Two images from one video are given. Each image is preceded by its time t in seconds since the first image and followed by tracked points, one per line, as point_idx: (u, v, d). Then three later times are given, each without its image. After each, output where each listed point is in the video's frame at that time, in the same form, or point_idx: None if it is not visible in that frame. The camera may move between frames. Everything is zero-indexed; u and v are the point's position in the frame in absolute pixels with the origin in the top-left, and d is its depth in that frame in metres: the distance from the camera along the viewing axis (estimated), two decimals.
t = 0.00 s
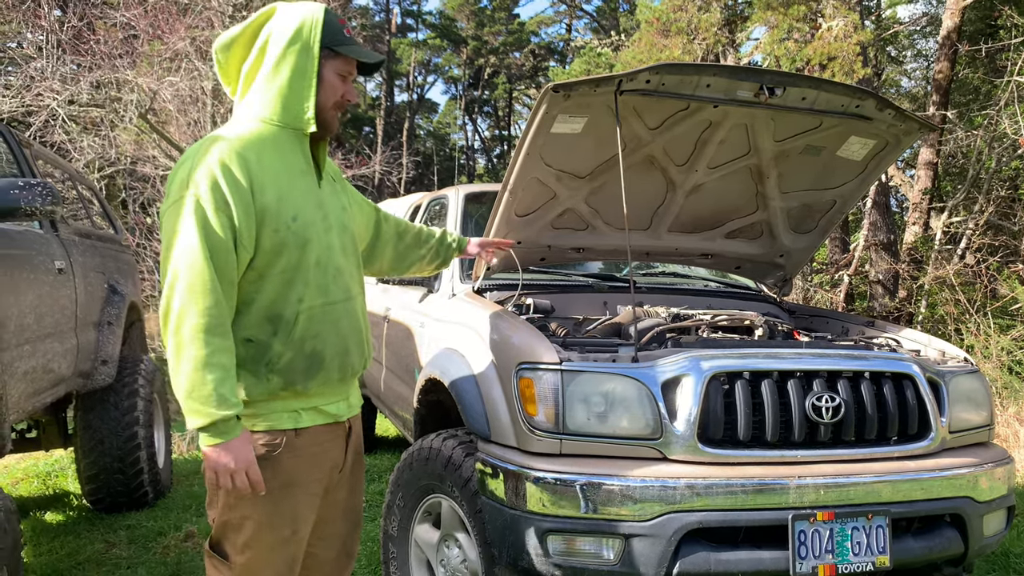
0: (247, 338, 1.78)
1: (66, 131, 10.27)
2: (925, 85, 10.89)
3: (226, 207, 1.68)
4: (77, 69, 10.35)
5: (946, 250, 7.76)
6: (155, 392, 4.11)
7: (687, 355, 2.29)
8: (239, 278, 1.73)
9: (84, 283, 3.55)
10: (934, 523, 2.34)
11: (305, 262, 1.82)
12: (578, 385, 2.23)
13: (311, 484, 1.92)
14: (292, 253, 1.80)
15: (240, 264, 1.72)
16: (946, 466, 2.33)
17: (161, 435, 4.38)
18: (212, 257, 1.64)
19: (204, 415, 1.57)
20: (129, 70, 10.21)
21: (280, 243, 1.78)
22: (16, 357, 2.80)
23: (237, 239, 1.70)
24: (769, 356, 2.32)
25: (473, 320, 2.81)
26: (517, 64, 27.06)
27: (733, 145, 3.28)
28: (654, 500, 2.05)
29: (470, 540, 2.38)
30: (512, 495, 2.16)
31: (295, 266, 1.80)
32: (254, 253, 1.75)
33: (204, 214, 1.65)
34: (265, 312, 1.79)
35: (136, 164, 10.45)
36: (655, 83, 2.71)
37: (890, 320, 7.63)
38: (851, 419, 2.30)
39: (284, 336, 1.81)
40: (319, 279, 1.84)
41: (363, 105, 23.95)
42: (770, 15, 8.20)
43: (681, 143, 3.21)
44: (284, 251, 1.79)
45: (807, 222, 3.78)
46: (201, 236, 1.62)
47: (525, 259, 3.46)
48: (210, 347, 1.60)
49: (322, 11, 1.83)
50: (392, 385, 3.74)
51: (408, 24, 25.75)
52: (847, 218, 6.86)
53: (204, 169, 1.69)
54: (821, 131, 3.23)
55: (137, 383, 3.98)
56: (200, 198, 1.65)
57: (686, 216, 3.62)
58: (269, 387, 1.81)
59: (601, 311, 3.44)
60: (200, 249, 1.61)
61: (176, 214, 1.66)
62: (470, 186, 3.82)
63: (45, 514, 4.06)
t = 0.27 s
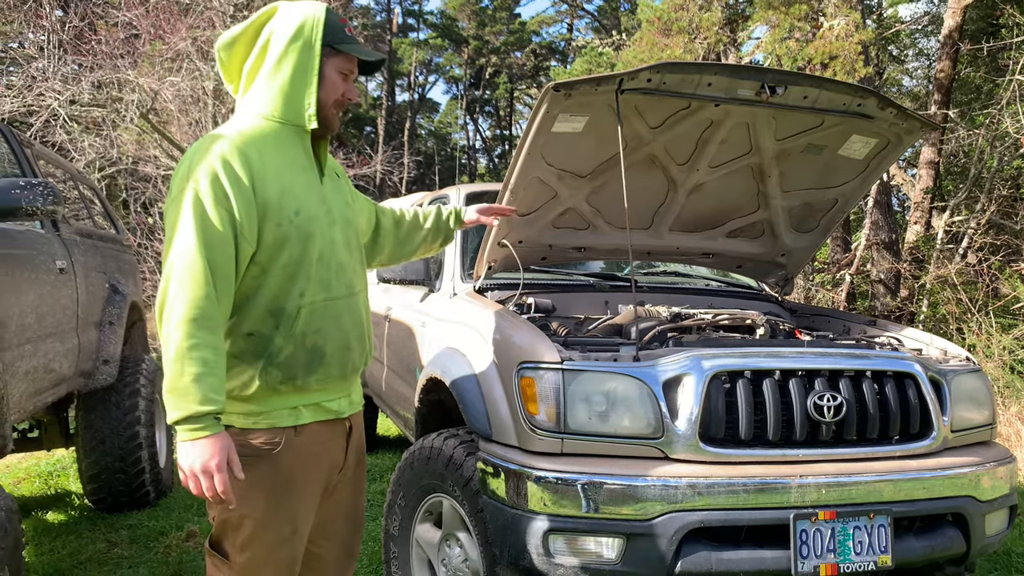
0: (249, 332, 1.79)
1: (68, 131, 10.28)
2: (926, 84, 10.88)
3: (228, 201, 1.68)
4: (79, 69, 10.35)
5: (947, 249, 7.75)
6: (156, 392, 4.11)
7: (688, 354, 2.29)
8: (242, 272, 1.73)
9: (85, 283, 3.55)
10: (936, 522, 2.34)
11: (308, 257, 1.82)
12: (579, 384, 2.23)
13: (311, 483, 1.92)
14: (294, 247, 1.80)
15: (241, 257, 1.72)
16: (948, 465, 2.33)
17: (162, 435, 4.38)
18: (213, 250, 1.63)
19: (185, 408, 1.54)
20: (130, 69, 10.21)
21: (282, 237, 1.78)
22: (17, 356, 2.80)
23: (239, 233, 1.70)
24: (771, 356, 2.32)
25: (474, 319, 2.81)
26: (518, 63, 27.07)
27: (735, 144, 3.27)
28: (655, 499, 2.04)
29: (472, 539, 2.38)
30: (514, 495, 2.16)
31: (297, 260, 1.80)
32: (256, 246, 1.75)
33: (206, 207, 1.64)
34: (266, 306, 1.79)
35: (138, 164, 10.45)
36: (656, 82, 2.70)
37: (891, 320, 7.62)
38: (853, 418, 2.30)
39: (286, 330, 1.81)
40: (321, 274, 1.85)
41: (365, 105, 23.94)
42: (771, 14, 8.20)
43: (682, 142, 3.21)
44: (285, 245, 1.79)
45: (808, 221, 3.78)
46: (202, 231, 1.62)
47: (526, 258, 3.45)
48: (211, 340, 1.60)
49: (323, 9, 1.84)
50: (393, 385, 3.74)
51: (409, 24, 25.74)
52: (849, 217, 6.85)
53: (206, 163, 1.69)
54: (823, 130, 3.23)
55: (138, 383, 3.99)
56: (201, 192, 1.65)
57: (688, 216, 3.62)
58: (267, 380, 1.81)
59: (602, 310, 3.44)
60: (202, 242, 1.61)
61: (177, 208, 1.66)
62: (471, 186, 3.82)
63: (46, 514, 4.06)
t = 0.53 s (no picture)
0: (249, 328, 1.79)
1: (68, 131, 10.28)
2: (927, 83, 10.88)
3: (227, 198, 1.68)
4: (79, 69, 10.35)
5: (948, 247, 7.75)
6: (156, 392, 4.11)
7: (688, 353, 2.28)
8: (241, 268, 1.73)
9: (85, 283, 3.55)
10: (936, 521, 2.34)
11: (307, 254, 1.81)
12: (579, 383, 2.23)
13: (311, 483, 1.92)
14: (294, 244, 1.80)
15: (240, 254, 1.72)
16: (948, 464, 2.32)
17: (163, 435, 4.38)
18: (213, 246, 1.64)
19: (196, 404, 1.56)
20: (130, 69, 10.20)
21: (281, 233, 1.78)
22: (17, 356, 2.80)
23: (238, 229, 1.70)
24: (771, 355, 2.32)
25: (474, 319, 2.81)
26: (518, 62, 27.07)
27: (735, 143, 3.27)
28: (655, 499, 2.04)
29: (472, 539, 2.37)
30: (514, 494, 2.16)
31: (297, 257, 1.80)
32: (255, 243, 1.75)
33: (203, 203, 1.65)
34: (266, 303, 1.79)
35: (138, 163, 10.45)
36: (655, 81, 2.70)
37: (892, 318, 7.62)
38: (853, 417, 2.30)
39: (286, 326, 1.81)
40: (322, 270, 1.85)
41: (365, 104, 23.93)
42: (771, 13, 8.19)
43: (682, 141, 3.20)
44: (285, 242, 1.78)
45: (809, 220, 3.78)
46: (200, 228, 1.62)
47: (526, 257, 3.45)
48: (209, 336, 1.60)
49: (326, 10, 1.84)
50: (393, 384, 3.74)
51: (409, 23, 25.73)
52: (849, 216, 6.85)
53: (204, 159, 1.69)
54: (823, 129, 3.22)
55: (138, 383, 3.99)
56: (199, 188, 1.65)
57: (688, 214, 3.62)
58: (267, 376, 1.81)
59: (602, 309, 3.44)
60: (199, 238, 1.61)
61: (176, 204, 1.66)
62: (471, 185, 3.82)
63: (47, 514, 4.06)
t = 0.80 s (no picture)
0: (251, 328, 1.79)
1: (68, 130, 10.27)
2: (928, 81, 10.87)
3: (228, 196, 1.68)
4: (79, 68, 10.34)
5: (949, 246, 7.74)
6: (157, 391, 4.11)
7: (687, 352, 2.28)
8: (241, 266, 1.73)
9: (85, 282, 3.55)
10: (936, 519, 2.34)
11: (309, 255, 1.81)
12: (579, 382, 2.23)
13: (315, 481, 1.92)
14: (294, 244, 1.80)
15: (241, 253, 1.72)
16: (948, 463, 2.32)
17: (163, 434, 4.39)
18: (214, 245, 1.64)
19: (201, 402, 1.57)
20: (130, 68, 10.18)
21: (282, 233, 1.78)
22: (18, 355, 2.80)
23: (239, 228, 1.70)
24: (771, 353, 2.32)
25: (474, 317, 2.81)
26: (518, 61, 27.07)
27: (735, 142, 3.27)
28: (655, 497, 2.04)
29: (472, 537, 2.38)
30: (514, 493, 2.16)
31: (298, 257, 1.80)
32: (256, 241, 1.75)
33: (205, 200, 1.65)
34: (267, 303, 1.79)
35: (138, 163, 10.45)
36: (655, 79, 2.70)
37: (892, 317, 7.62)
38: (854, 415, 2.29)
39: (288, 326, 1.81)
40: (324, 272, 1.84)
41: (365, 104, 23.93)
42: (771, 11, 8.18)
43: (682, 140, 3.20)
44: (286, 242, 1.78)
45: (809, 219, 3.77)
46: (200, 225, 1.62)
47: (526, 256, 3.45)
48: (206, 334, 1.60)
49: (339, 20, 1.84)
50: (394, 383, 3.74)
51: (409, 22, 25.73)
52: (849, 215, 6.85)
53: (208, 157, 1.69)
54: (823, 127, 3.22)
55: (139, 382, 3.99)
56: (201, 185, 1.65)
57: (688, 213, 3.62)
58: (271, 376, 1.81)
59: (603, 308, 3.44)
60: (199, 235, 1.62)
61: (178, 201, 1.66)
62: (471, 184, 3.82)
63: (47, 513, 4.07)
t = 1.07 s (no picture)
0: (254, 331, 1.79)
1: (71, 130, 10.29)
2: (930, 81, 10.87)
3: (228, 197, 1.69)
4: (81, 68, 10.35)
5: (951, 245, 7.74)
6: (159, 390, 4.12)
7: (690, 351, 2.28)
8: (241, 267, 1.73)
9: (88, 281, 3.55)
10: (938, 519, 2.33)
11: (308, 257, 1.81)
12: (582, 381, 2.23)
13: (324, 480, 1.93)
14: (294, 246, 1.80)
15: (241, 254, 1.72)
16: (951, 462, 2.32)
17: (166, 434, 4.39)
18: (214, 246, 1.65)
19: (200, 402, 1.57)
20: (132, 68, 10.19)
21: (281, 235, 1.78)
22: (21, 355, 2.81)
23: (239, 229, 1.70)
24: (773, 353, 2.32)
25: (478, 317, 2.80)
26: (520, 61, 27.07)
27: (738, 142, 3.27)
28: (657, 497, 2.04)
29: (475, 537, 2.38)
30: (516, 493, 2.16)
31: (297, 259, 1.80)
32: (256, 243, 1.75)
33: (205, 201, 1.65)
34: (268, 305, 1.79)
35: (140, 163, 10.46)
36: (658, 79, 2.70)
37: (894, 316, 7.62)
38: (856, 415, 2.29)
39: (290, 329, 1.81)
40: (324, 274, 1.84)
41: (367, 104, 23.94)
42: (773, 11, 8.18)
43: (684, 140, 3.20)
44: (285, 244, 1.79)
45: (812, 218, 3.77)
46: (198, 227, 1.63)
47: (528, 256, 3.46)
48: (207, 334, 1.61)
49: (342, 25, 1.84)
50: (396, 383, 3.74)
51: (411, 22, 25.74)
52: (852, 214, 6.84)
53: (207, 159, 1.70)
54: (826, 127, 3.22)
55: (142, 381, 4.00)
56: (201, 187, 1.66)
57: (691, 213, 3.62)
58: (279, 379, 1.81)
59: (605, 308, 3.44)
60: (199, 237, 1.62)
61: (178, 201, 1.66)
62: (473, 184, 3.82)
63: (50, 512, 4.08)
